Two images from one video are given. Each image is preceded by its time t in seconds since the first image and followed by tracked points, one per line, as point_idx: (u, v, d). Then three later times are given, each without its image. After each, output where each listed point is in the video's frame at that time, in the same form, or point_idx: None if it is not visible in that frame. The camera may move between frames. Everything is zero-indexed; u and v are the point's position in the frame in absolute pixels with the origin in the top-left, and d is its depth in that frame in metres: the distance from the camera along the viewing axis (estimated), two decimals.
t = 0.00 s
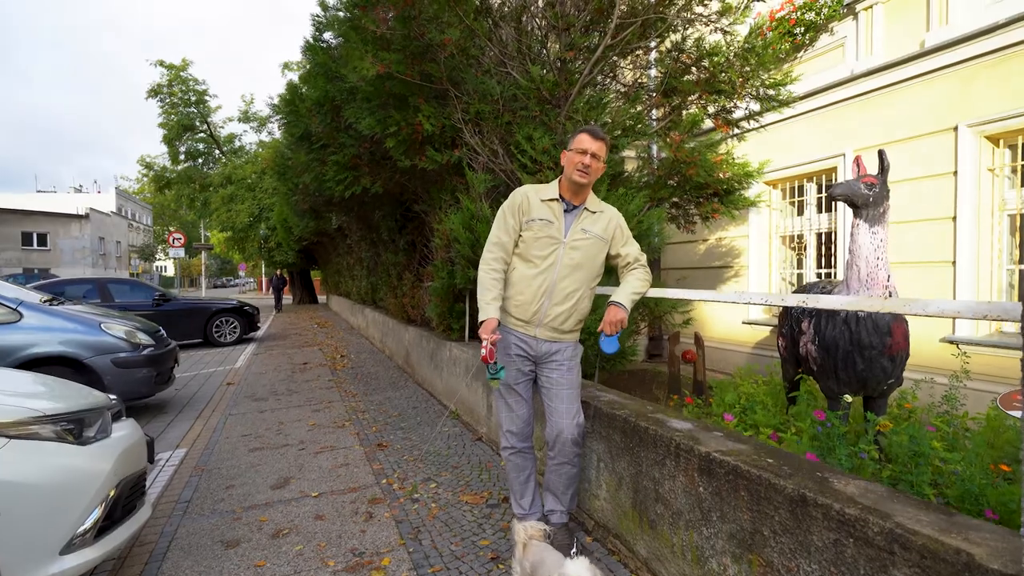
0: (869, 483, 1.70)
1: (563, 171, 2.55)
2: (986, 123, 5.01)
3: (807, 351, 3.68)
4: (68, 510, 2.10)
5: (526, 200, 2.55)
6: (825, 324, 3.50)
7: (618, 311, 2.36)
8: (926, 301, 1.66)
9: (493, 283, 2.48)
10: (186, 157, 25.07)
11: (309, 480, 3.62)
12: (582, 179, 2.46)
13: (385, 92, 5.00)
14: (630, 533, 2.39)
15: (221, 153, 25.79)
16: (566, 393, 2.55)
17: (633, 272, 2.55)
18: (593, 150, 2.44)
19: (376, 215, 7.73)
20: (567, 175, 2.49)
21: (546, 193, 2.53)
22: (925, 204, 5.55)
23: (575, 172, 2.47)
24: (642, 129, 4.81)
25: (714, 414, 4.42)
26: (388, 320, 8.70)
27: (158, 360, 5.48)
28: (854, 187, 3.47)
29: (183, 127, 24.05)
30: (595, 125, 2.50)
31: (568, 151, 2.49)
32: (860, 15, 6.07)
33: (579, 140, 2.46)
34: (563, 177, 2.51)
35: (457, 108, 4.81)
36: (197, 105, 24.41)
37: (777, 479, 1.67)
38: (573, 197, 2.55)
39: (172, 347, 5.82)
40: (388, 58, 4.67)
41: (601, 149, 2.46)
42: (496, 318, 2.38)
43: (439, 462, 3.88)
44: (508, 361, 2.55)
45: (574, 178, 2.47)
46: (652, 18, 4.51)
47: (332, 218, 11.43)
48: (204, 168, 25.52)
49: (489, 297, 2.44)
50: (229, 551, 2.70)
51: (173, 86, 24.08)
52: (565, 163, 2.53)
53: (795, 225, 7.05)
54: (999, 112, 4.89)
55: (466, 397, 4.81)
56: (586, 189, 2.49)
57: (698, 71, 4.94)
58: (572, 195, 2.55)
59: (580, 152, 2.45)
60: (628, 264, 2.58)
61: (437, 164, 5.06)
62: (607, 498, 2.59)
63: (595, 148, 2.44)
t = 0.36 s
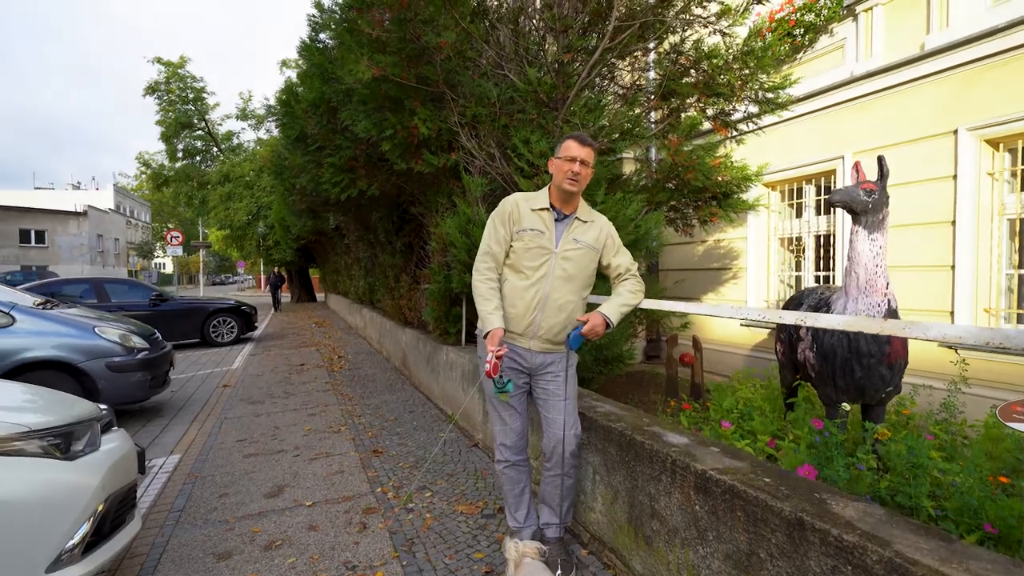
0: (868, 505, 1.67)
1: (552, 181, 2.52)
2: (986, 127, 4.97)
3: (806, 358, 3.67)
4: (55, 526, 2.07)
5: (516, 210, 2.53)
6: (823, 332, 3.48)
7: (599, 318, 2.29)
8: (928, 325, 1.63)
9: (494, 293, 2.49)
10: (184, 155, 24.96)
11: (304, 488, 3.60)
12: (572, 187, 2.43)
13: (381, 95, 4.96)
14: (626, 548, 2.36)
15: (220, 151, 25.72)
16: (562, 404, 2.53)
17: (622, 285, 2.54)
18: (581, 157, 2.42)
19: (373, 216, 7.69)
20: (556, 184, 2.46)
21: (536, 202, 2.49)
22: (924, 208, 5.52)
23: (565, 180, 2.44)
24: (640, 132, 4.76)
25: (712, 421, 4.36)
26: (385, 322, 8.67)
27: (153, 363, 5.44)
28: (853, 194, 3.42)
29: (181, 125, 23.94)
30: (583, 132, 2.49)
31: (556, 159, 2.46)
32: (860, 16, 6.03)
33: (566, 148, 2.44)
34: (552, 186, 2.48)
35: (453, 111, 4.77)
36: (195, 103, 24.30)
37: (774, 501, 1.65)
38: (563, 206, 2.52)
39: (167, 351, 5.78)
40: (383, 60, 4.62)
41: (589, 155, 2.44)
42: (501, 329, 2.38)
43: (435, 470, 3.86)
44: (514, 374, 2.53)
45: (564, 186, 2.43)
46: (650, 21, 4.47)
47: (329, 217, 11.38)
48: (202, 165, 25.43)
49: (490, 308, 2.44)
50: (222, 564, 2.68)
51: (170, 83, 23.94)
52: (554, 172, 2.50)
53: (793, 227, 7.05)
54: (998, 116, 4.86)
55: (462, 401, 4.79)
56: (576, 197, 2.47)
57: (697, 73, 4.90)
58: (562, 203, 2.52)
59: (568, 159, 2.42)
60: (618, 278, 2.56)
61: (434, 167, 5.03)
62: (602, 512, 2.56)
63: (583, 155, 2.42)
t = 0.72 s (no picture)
0: (871, 524, 1.63)
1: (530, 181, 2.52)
2: (985, 129, 4.94)
3: (804, 363, 3.64)
4: (34, 542, 2.00)
5: (497, 216, 2.48)
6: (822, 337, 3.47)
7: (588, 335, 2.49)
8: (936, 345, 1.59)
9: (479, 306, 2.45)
10: (178, 153, 24.78)
11: (295, 497, 3.54)
12: (551, 184, 2.43)
13: (374, 95, 4.88)
14: (621, 562, 2.32)
15: (214, 149, 25.57)
16: (559, 409, 2.54)
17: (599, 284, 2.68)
18: (555, 153, 2.42)
19: (367, 217, 7.62)
20: (534, 184, 2.45)
21: (519, 205, 2.47)
22: (922, 210, 5.49)
23: (543, 179, 2.44)
24: (637, 133, 4.70)
25: (708, 427, 4.28)
26: (380, 323, 8.60)
27: (144, 367, 5.36)
28: (852, 197, 3.38)
29: (175, 122, 23.75)
30: (554, 128, 2.48)
31: (530, 159, 2.46)
32: (858, 17, 5.99)
33: (538, 146, 2.44)
34: (530, 186, 2.47)
35: (447, 112, 4.70)
36: (189, 100, 24.10)
37: (773, 521, 1.61)
38: (545, 204, 2.52)
39: (158, 354, 5.70)
40: (376, 60, 4.54)
41: (562, 150, 2.44)
42: (486, 343, 2.36)
43: (428, 477, 3.81)
44: (502, 388, 2.49)
45: (542, 184, 2.43)
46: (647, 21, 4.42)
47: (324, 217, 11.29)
48: (196, 163, 25.26)
49: (474, 322, 2.41)
50: None
51: (164, 81, 23.72)
52: (530, 172, 2.50)
53: (790, 229, 7.01)
54: (997, 118, 4.82)
55: (457, 406, 4.74)
56: (556, 194, 2.48)
57: (694, 74, 4.85)
58: (543, 202, 2.52)
59: (542, 157, 2.42)
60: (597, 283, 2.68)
61: (428, 169, 4.96)
62: (597, 524, 2.51)
63: (556, 150, 2.42)
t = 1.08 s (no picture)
0: (872, 547, 1.58)
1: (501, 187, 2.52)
2: (974, 133, 4.95)
3: (796, 369, 3.62)
4: None
5: (474, 228, 2.44)
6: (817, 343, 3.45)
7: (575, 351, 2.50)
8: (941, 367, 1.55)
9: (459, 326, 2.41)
10: (163, 151, 24.39)
11: (279, 509, 3.45)
12: (524, 189, 2.45)
13: (361, 96, 4.78)
14: None
15: (200, 146, 25.21)
16: (550, 421, 2.49)
17: (581, 287, 2.61)
18: (525, 158, 2.43)
19: (355, 218, 7.50)
20: (507, 190, 2.46)
21: (495, 214, 2.43)
22: (911, 214, 5.50)
23: (515, 185, 2.45)
24: (630, 136, 4.64)
25: (701, 434, 4.23)
26: (369, 326, 8.48)
27: (125, 372, 5.23)
28: (845, 203, 3.35)
29: (160, 119, 23.36)
30: (521, 133, 2.49)
31: (500, 166, 2.46)
32: (849, 20, 5.99)
33: (508, 152, 2.44)
34: (503, 192, 2.48)
35: (436, 114, 4.61)
36: (174, 97, 23.71)
37: (771, 544, 1.57)
38: (521, 210, 2.53)
39: (140, 359, 5.56)
40: (363, 60, 4.44)
41: (532, 154, 2.45)
42: (468, 362, 2.36)
43: (417, 487, 3.73)
44: (490, 403, 2.44)
45: (515, 190, 2.45)
46: (639, 22, 4.36)
47: (311, 217, 11.13)
48: (182, 161, 24.89)
49: (454, 342, 2.38)
50: None
51: (149, 77, 23.31)
52: (501, 179, 2.51)
53: (780, 231, 7.00)
54: (987, 123, 4.83)
55: (446, 412, 4.66)
56: (529, 199, 2.49)
57: (686, 76, 4.80)
58: (518, 208, 2.53)
59: (513, 163, 2.43)
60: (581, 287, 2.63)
61: (416, 171, 4.87)
62: (589, 539, 2.46)
63: (526, 155, 2.44)
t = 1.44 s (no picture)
0: (861, 563, 1.56)
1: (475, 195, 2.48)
2: (948, 140, 5.04)
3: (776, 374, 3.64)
4: None
5: (448, 237, 2.40)
6: (798, 348, 3.48)
7: (527, 340, 2.33)
8: (937, 384, 1.53)
9: (443, 333, 2.38)
10: (134, 148, 23.71)
11: (253, 523, 3.33)
12: (498, 198, 2.40)
13: (340, 95, 4.66)
14: None
15: (174, 143, 24.58)
16: (530, 434, 2.43)
17: (559, 288, 2.50)
18: (499, 166, 2.39)
19: (333, 219, 7.35)
20: (481, 199, 2.42)
21: (469, 222, 2.40)
22: (887, 219, 5.59)
23: (489, 194, 2.41)
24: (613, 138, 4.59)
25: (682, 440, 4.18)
26: (348, 329, 8.33)
27: (90, 380, 5.02)
28: (826, 209, 3.35)
29: (131, 115, 22.70)
30: (495, 139, 2.46)
31: (474, 174, 2.43)
32: (827, 25, 6.05)
33: (482, 159, 2.40)
34: (477, 200, 2.44)
35: (417, 115, 4.51)
36: (147, 92, 23.06)
37: (762, 562, 1.54)
38: (496, 219, 2.48)
39: (107, 365, 5.35)
40: (341, 58, 4.32)
41: (507, 161, 2.40)
42: (460, 368, 2.28)
43: (396, 497, 3.64)
44: (468, 412, 2.42)
45: (489, 199, 2.40)
46: (622, 24, 4.34)
47: (289, 218, 10.90)
48: (155, 159, 24.23)
49: (443, 348, 2.33)
50: None
51: (119, 71, 22.62)
52: (476, 186, 2.46)
53: (760, 234, 7.07)
54: (962, 130, 4.92)
55: (426, 418, 4.58)
56: (504, 208, 2.45)
57: (668, 80, 4.75)
58: (493, 216, 2.48)
59: (487, 171, 2.38)
60: (557, 288, 2.51)
61: (396, 172, 4.77)
62: (573, 552, 2.41)
63: (500, 163, 2.39)
